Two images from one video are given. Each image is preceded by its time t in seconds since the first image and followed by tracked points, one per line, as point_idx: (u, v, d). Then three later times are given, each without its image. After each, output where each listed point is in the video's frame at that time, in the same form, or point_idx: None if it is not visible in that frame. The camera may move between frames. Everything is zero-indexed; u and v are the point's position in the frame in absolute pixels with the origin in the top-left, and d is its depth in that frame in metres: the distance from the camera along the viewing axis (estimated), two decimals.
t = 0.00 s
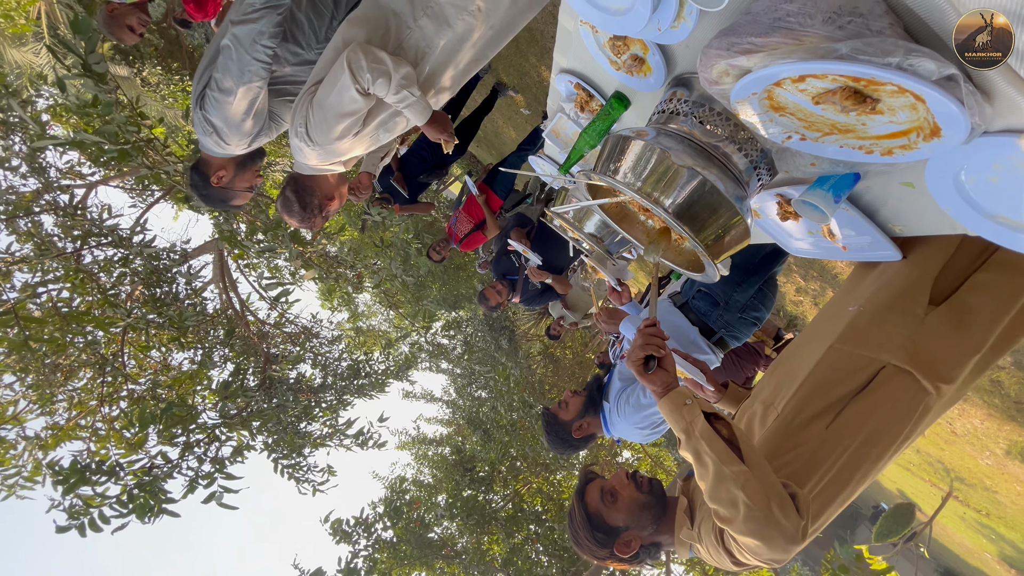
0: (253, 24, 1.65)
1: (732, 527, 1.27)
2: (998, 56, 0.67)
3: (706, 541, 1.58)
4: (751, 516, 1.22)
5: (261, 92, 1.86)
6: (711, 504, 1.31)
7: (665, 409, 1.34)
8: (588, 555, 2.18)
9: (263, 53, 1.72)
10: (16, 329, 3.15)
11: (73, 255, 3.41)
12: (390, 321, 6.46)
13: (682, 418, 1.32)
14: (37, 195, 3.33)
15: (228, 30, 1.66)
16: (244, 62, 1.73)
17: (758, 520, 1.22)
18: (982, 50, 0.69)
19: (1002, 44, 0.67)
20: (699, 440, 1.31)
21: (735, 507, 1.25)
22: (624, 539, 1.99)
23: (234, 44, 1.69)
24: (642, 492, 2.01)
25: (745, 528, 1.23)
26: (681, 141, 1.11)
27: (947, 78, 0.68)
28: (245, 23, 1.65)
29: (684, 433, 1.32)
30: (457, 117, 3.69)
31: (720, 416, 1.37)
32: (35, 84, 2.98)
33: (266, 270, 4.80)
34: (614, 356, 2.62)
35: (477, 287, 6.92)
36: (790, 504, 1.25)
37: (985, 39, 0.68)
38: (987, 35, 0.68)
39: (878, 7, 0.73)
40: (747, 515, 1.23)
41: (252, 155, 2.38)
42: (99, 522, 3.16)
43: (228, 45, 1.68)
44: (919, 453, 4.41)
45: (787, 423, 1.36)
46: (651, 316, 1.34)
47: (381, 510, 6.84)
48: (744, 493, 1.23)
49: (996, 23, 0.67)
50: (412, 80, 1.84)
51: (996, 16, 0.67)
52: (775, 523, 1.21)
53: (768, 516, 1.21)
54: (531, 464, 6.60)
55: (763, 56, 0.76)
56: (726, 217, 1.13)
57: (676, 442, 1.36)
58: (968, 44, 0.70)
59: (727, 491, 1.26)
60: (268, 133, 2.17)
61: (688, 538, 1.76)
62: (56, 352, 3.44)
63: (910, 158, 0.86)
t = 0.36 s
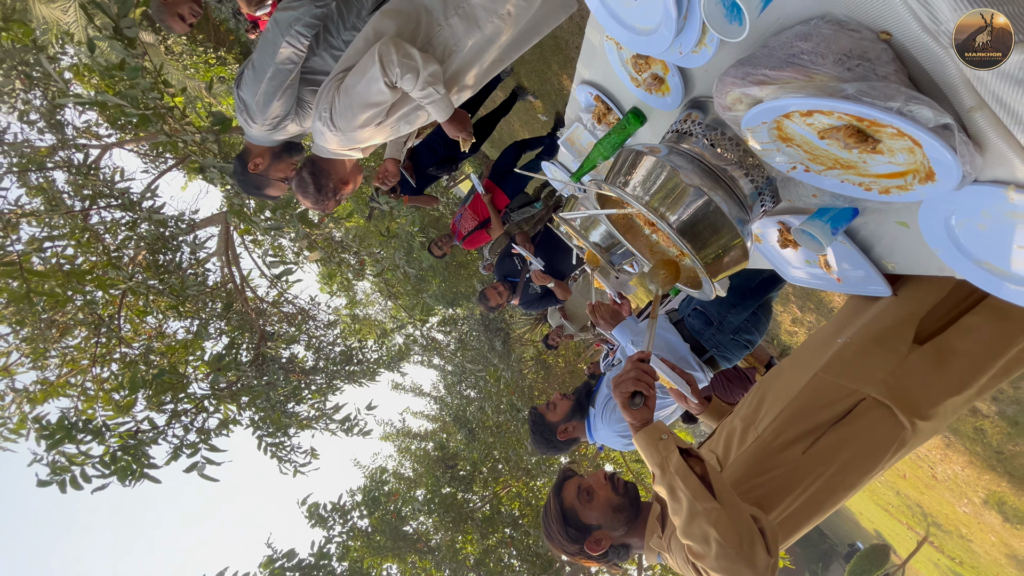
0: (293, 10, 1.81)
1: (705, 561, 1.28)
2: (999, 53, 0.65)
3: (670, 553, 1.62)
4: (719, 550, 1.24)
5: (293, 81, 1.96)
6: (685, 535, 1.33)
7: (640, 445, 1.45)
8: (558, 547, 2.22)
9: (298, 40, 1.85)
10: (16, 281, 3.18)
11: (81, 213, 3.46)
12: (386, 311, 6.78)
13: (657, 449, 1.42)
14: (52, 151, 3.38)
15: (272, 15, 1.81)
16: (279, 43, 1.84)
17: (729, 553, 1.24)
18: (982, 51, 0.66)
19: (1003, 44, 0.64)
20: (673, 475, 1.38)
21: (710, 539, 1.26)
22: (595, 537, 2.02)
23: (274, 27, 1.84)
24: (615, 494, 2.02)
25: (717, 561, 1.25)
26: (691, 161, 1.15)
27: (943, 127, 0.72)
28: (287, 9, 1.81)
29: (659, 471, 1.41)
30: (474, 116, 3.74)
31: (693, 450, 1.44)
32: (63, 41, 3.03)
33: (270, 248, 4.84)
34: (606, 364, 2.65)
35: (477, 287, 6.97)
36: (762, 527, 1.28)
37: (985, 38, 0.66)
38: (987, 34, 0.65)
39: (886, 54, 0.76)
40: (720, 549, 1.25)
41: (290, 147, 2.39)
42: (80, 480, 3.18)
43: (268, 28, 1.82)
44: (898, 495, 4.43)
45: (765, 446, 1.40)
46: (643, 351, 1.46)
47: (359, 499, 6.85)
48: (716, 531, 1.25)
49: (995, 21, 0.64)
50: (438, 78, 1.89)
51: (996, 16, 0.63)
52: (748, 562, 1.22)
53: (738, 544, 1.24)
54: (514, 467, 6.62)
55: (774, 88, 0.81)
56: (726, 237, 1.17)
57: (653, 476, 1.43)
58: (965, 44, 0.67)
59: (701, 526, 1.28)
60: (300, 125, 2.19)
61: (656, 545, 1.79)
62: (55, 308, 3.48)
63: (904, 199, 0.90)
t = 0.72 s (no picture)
0: (319, 5, 1.88)
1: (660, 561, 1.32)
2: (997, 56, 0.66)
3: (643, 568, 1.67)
4: (676, 552, 1.27)
5: (314, 73, 1.99)
6: (646, 535, 1.37)
7: (616, 447, 1.50)
8: (533, 554, 2.24)
9: (319, 32, 1.90)
10: (20, 238, 3.21)
11: (93, 177, 3.50)
12: (384, 302, 6.83)
13: (632, 455, 1.46)
14: (71, 113, 3.41)
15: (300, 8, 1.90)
16: (301, 33, 1.90)
17: (685, 557, 1.26)
18: (983, 49, 0.66)
19: (1003, 44, 0.65)
20: (642, 478, 1.42)
21: (666, 537, 1.31)
22: (570, 546, 2.04)
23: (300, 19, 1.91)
24: (595, 504, 2.05)
25: (670, 563, 1.28)
26: (701, 192, 1.19)
27: (942, 188, 0.76)
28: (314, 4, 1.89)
29: (631, 471, 1.45)
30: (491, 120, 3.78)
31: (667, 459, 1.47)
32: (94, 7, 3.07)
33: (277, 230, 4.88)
34: (597, 377, 2.68)
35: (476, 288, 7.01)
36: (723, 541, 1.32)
37: (985, 39, 0.65)
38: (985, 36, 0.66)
39: (895, 113, 0.79)
40: (676, 552, 1.28)
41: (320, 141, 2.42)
42: (65, 442, 3.20)
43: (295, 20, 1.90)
44: (875, 536, 4.44)
45: (742, 469, 1.46)
46: (644, 366, 1.56)
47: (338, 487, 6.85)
48: (675, 533, 1.29)
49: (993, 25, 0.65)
50: (461, 83, 1.93)
51: (995, 17, 0.65)
52: (702, 565, 1.25)
53: (693, 546, 1.27)
54: (496, 473, 6.78)
55: (786, 134, 0.84)
56: (727, 268, 1.20)
57: (626, 476, 1.47)
58: (968, 43, 0.66)
59: (661, 530, 1.32)
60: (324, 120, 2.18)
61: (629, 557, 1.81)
62: (58, 267, 3.50)
63: (901, 250, 0.94)
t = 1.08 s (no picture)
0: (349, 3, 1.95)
1: (630, 552, 1.36)
2: (998, 55, 0.70)
3: None
4: (648, 543, 1.32)
5: (340, 68, 2.06)
6: (620, 528, 1.40)
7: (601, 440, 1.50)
8: (506, 557, 2.25)
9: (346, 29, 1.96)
10: (28, 192, 3.22)
11: (107, 141, 3.52)
12: (382, 294, 7.04)
13: (618, 452, 1.47)
14: (93, 75, 3.44)
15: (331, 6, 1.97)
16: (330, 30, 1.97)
17: (656, 551, 1.30)
18: (983, 48, 0.70)
19: (1002, 44, 0.69)
20: (624, 470, 1.45)
21: (641, 529, 1.35)
22: (544, 552, 2.06)
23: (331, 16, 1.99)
24: (572, 512, 2.07)
25: (642, 552, 1.32)
26: (705, 219, 1.22)
27: (934, 240, 0.78)
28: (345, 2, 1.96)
29: (614, 462, 1.47)
30: (508, 124, 3.82)
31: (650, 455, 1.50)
32: None
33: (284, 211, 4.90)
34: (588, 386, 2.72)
35: (476, 288, 7.03)
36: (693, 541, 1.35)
37: (985, 39, 0.70)
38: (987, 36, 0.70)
39: (897, 162, 0.81)
40: (647, 544, 1.32)
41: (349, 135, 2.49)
42: (52, 399, 3.21)
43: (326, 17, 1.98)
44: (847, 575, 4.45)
45: (720, 488, 1.48)
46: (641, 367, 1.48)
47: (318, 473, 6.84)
48: (650, 525, 1.33)
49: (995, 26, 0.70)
50: (482, 86, 1.96)
51: (996, 17, 0.69)
52: (670, 557, 1.29)
53: (664, 543, 1.31)
54: (476, 473, 6.75)
55: (791, 172, 0.87)
56: (724, 294, 1.23)
57: (607, 468, 1.49)
58: (968, 44, 0.70)
59: (636, 520, 1.36)
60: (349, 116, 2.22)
61: (601, 567, 1.83)
62: (64, 226, 3.52)
63: (893, 295, 0.96)
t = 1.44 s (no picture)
0: None
1: (600, 525, 1.42)
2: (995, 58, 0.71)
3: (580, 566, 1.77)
4: (619, 517, 1.38)
5: (365, 61, 2.14)
6: (593, 502, 1.45)
7: (588, 417, 1.51)
8: (475, 549, 2.28)
9: (371, 23, 2.04)
10: (42, 145, 3.26)
11: (125, 103, 3.56)
12: (381, 284, 7.21)
13: (603, 432, 1.48)
14: (119, 37, 3.48)
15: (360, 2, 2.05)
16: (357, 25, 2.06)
17: (625, 527, 1.37)
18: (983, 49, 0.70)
19: (1002, 43, 0.69)
20: (609, 448, 1.47)
21: (616, 504, 1.40)
22: (513, 545, 2.09)
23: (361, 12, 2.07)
24: (544, 508, 2.10)
25: (612, 525, 1.38)
26: (700, 235, 1.26)
27: (912, 272, 0.82)
28: None
29: (597, 439, 1.49)
30: (523, 127, 3.86)
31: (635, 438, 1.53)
32: None
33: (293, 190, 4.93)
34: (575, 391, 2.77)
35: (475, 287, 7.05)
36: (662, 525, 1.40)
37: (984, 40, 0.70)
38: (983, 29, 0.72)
39: (885, 195, 0.84)
40: (618, 521, 1.38)
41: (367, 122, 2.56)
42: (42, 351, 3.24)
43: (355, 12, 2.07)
44: None
45: (692, 496, 1.56)
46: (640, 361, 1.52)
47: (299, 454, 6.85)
48: (625, 500, 1.39)
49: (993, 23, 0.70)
50: (502, 89, 2.00)
51: (996, 16, 0.69)
52: (637, 532, 1.37)
53: (633, 520, 1.37)
54: (456, 471, 6.75)
55: (784, 195, 0.91)
56: (712, 310, 1.26)
57: (589, 444, 1.51)
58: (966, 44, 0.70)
59: (612, 496, 1.41)
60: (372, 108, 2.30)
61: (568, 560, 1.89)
62: (73, 181, 3.56)
63: (873, 324, 0.99)
